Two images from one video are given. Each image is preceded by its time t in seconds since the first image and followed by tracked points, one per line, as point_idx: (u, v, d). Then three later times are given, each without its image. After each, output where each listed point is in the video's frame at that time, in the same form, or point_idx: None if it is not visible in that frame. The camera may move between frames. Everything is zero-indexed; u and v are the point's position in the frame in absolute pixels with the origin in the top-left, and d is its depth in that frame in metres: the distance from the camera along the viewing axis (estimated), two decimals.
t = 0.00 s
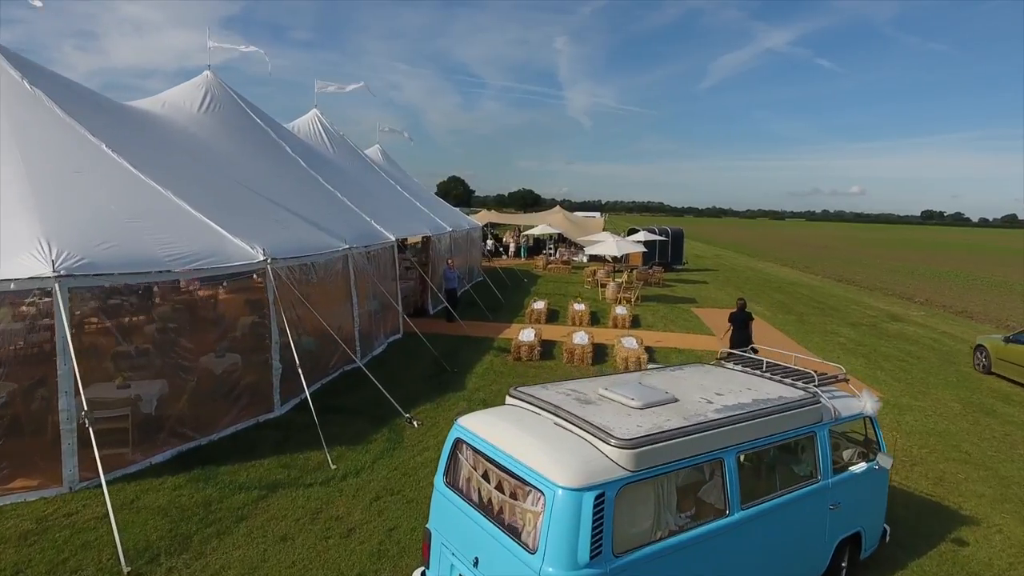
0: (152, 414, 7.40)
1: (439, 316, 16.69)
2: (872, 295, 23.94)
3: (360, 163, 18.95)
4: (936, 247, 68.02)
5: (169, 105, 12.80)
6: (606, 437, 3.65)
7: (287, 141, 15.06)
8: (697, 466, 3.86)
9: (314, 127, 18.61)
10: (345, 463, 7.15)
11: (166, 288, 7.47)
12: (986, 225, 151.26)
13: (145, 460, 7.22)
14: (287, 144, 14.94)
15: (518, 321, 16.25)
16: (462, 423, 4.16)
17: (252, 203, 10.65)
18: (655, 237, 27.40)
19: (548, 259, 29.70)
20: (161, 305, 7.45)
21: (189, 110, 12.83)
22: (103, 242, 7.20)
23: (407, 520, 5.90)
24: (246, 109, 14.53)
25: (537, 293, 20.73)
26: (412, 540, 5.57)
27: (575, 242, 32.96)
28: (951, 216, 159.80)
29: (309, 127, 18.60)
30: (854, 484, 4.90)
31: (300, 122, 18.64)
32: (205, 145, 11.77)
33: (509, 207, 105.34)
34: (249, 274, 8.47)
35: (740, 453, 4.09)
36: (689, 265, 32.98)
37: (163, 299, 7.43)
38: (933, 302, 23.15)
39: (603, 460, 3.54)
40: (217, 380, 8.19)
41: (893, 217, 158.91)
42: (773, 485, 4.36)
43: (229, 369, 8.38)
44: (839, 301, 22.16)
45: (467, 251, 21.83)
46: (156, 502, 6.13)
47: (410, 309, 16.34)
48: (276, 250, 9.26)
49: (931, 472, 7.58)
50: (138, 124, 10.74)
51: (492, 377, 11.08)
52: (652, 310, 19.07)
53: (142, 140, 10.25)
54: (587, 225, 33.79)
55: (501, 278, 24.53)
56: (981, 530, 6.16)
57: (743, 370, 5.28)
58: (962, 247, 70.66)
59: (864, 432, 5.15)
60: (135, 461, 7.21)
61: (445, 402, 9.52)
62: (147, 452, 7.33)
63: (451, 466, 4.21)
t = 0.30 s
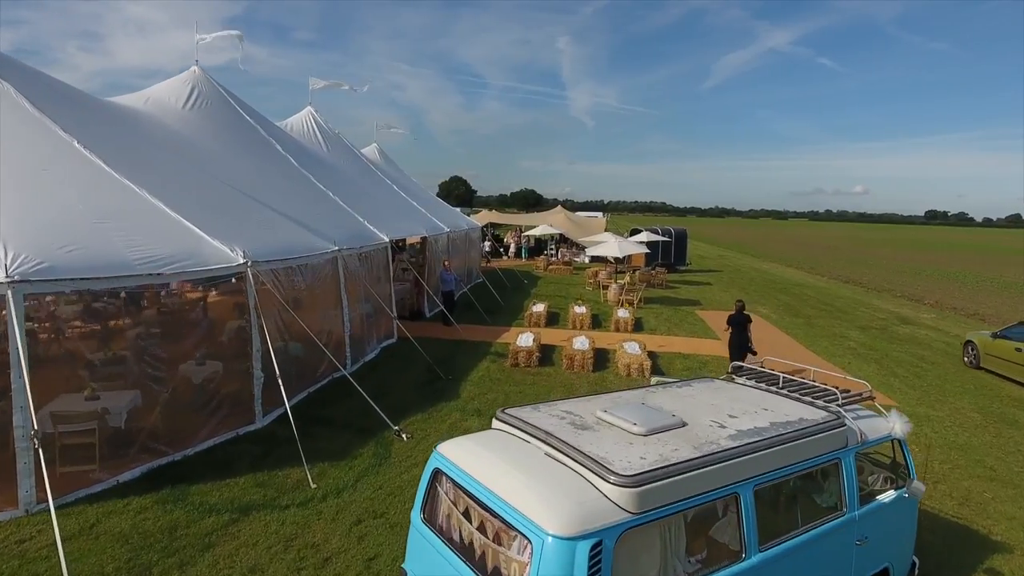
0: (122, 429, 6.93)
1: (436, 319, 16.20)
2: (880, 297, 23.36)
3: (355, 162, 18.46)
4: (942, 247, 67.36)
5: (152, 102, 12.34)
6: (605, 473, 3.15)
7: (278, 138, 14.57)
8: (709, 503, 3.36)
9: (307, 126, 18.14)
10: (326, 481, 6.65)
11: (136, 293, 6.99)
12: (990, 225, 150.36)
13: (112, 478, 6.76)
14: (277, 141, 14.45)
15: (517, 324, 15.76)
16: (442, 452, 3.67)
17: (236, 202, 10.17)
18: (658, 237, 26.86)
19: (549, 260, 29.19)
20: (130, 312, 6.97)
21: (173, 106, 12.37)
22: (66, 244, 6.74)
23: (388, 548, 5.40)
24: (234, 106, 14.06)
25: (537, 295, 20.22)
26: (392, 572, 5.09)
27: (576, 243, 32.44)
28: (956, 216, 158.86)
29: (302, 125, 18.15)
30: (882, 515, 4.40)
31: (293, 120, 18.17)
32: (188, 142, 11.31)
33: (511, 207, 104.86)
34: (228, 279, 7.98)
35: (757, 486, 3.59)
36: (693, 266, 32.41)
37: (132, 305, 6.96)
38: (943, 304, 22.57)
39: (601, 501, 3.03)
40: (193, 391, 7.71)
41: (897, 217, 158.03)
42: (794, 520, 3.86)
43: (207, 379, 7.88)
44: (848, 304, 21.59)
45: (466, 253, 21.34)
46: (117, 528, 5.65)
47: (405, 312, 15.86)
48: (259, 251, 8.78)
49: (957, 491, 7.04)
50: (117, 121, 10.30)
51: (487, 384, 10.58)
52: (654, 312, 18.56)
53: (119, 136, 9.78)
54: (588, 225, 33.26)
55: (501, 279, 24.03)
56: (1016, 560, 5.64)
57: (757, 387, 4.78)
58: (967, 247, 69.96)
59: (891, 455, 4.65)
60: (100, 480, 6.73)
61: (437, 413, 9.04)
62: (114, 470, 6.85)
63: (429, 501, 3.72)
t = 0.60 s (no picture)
0: (80, 449, 6.36)
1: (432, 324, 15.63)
2: (891, 300, 22.73)
3: (350, 160, 17.89)
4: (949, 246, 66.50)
5: (132, 97, 11.81)
6: (603, 533, 2.56)
7: (267, 135, 14.02)
8: (729, 567, 2.77)
9: (300, 124, 17.58)
10: (301, 507, 6.07)
11: (97, 301, 6.41)
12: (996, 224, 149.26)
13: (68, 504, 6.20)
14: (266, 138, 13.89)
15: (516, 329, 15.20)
16: (411, 498, 3.09)
17: (215, 202, 9.61)
18: (662, 238, 26.25)
19: (550, 262, 28.58)
20: (91, 323, 6.38)
21: (154, 101, 11.83)
22: (16, 250, 6.21)
23: None
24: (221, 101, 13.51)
25: (538, 298, 19.63)
26: None
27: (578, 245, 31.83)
28: (962, 216, 157.61)
29: (295, 123, 17.60)
30: (924, 563, 3.81)
31: (286, 117, 17.61)
32: (168, 139, 10.76)
33: (513, 207, 104.24)
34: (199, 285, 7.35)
35: (786, 541, 3.00)
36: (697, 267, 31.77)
37: (92, 316, 6.37)
38: (956, 307, 21.92)
39: (598, 571, 2.45)
40: (163, 406, 7.11)
41: (903, 217, 156.80)
42: None
43: (179, 394, 7.28)
44: (858, 307, 20.96)
45: (464, 254, 20.78)
46: (64, 564, 5.09)
47: (401, 316, 15.31)
48: (237, 254, 8.20)
49: (992, 518, 6.44)
50: (91, 116, 9.76)
51: (483, 394, 10.01)
52: (658, 316, 17.96)
53: (91, 131, 9.23)
54: (590, 225, 32.63)
55: (501, 282, 23.47)
56: None
57: (778, 411, 4.19)
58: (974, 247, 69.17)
59: (932, 491, 4.06)
60: (55, 506, 6.18)
61: (427, 426, 8.47)
62: (70, 494, 6.28)
63: (397, 555, 3.14)
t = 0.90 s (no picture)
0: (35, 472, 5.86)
1: (428, 328, 15.10)
2: (900, 302, 22.17)
3: (344, 159, 17.39)
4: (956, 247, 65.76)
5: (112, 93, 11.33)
6: None
7: (256, 133, 13.52)
8: None
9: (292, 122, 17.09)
10: (274, 536, 5.57)
11: (53, 308, 5.91)
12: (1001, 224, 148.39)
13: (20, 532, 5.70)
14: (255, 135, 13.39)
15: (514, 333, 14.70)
16: (369, 556, 2.57)
17: (195, 201, 9.11)
18: (665, 239, 25.71)
19: (552, 263, 28.06)
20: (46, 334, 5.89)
21: (135, 97, 11.34)
22: None
23: None
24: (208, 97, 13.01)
25: (538, 301, 19.12)
26: None
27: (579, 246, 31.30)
28: (967, 216, 156.69)
29: (287, 121, 17.11)
30: None
31: (278, 116, 17.11)
32: (147, 136, 10.27)
33: (515, 208, 103.73)
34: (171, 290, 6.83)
35: None
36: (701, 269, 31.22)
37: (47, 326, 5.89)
38: (967, 309, 21.37)
39: None
40: (131, 423, 6.61)
41: (907, 217, 155.91)
42: None
43: (149, 409, 6.78)
44: (867, 310, 20.40)
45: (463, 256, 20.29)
46: None
47: (396, 320, 14.82)
48: (214, 257, 7.69)
49: None
50: (64, 111, 9.26)
51: (477, 405, 9.49)
52: (662, 320, 17.43)
53: (62, 127, 8.73)
54: (592, 226, 32.08)
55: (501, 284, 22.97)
56: None
57: (801, 440, 3.67)
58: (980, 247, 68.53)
59: (979, 533, 3.53)
60: (6, 534, 5.68)
61: (416, 441, 7.96)
62: (23, 521, 5.78)
63: None
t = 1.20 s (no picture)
0: None
1: (421, 333, 14.54)
2: (909, 305, 21.56)
3: (336, 157, 16.83)
4: (962, 247, 65.07)
5: (86, 88, 10.78)
6: None
7: (240, 130, 12.97)
8: None
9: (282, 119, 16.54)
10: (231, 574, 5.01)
11: None
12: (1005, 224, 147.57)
13: None
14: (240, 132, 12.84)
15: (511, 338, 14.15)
16: None
17: (167, 201, 8.56)
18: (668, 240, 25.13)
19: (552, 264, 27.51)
20: None
21: (111, 92, 10.80)
22: None
23: None
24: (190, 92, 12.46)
25: (536, 304, 18.57)
26: None
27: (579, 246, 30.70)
28: (971, 216, 155.84)
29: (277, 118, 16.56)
30: None
31: (267, 112, 16.56)
32: (120, 132, 9.72)
33: (516, 207, 103.14)
34: (129, 299, 6.26)
35: None
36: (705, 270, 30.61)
37: None
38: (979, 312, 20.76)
39: None
40: (86, 444, 6.03)
41: (911, 217, 155.09)
42: None
43: (108, 429, 6.20)
44: (876, 312, 19.80)
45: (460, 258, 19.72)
46: None
47: (388, 325, 14.29)
48: (182, 261, 7.13)
49: None
50: (28, 105, 8.71)
51: (468, 418, 8.92)
52: (664, 324, 16.85)
53: (23, 122, 8.19)
54: (593, 226, 31.47)
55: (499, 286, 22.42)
56: None
57: (832, 484, 3.09)
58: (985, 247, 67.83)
59: None
60: None
61: (399, 460, 7.38)
62: None
63: None
